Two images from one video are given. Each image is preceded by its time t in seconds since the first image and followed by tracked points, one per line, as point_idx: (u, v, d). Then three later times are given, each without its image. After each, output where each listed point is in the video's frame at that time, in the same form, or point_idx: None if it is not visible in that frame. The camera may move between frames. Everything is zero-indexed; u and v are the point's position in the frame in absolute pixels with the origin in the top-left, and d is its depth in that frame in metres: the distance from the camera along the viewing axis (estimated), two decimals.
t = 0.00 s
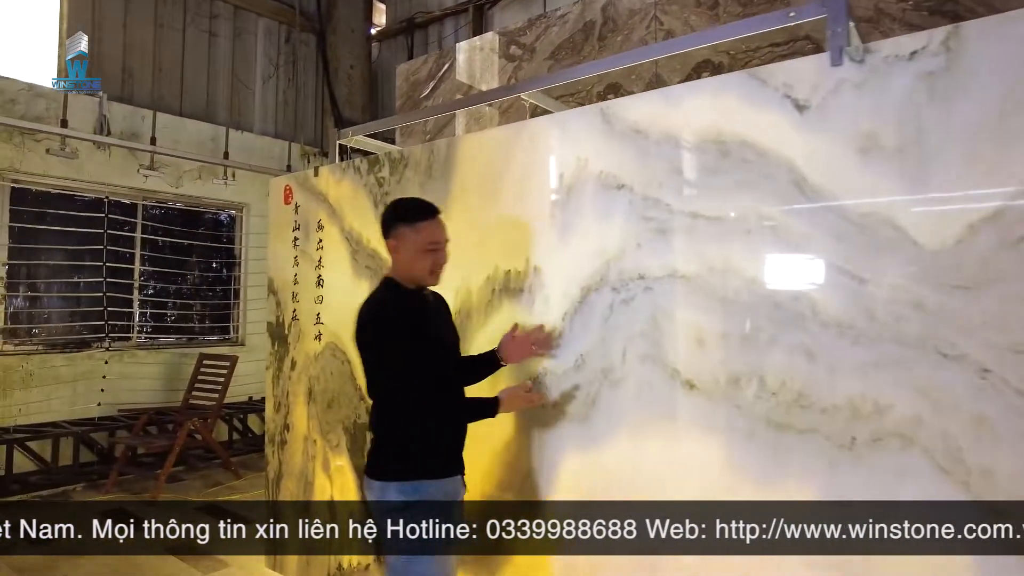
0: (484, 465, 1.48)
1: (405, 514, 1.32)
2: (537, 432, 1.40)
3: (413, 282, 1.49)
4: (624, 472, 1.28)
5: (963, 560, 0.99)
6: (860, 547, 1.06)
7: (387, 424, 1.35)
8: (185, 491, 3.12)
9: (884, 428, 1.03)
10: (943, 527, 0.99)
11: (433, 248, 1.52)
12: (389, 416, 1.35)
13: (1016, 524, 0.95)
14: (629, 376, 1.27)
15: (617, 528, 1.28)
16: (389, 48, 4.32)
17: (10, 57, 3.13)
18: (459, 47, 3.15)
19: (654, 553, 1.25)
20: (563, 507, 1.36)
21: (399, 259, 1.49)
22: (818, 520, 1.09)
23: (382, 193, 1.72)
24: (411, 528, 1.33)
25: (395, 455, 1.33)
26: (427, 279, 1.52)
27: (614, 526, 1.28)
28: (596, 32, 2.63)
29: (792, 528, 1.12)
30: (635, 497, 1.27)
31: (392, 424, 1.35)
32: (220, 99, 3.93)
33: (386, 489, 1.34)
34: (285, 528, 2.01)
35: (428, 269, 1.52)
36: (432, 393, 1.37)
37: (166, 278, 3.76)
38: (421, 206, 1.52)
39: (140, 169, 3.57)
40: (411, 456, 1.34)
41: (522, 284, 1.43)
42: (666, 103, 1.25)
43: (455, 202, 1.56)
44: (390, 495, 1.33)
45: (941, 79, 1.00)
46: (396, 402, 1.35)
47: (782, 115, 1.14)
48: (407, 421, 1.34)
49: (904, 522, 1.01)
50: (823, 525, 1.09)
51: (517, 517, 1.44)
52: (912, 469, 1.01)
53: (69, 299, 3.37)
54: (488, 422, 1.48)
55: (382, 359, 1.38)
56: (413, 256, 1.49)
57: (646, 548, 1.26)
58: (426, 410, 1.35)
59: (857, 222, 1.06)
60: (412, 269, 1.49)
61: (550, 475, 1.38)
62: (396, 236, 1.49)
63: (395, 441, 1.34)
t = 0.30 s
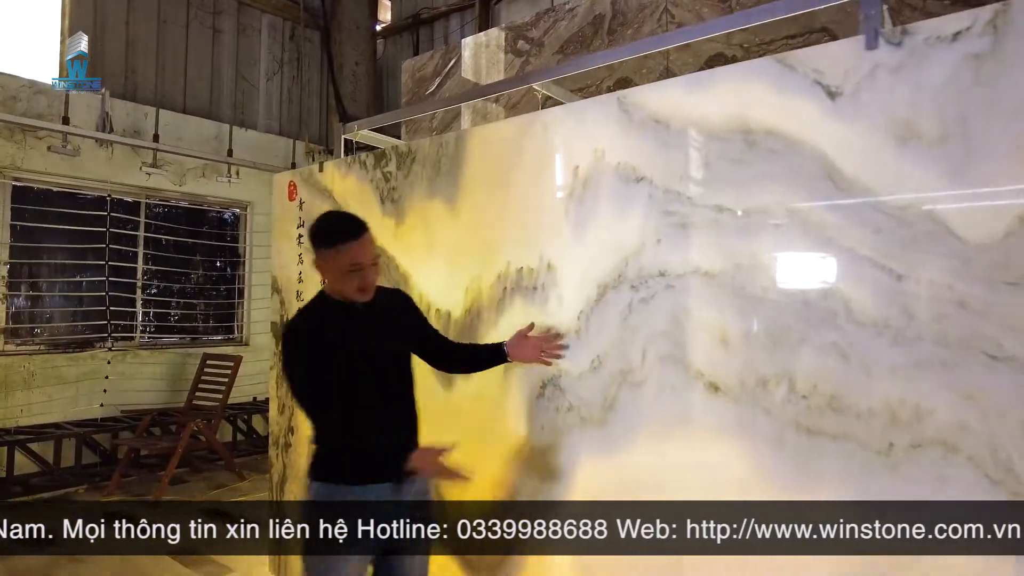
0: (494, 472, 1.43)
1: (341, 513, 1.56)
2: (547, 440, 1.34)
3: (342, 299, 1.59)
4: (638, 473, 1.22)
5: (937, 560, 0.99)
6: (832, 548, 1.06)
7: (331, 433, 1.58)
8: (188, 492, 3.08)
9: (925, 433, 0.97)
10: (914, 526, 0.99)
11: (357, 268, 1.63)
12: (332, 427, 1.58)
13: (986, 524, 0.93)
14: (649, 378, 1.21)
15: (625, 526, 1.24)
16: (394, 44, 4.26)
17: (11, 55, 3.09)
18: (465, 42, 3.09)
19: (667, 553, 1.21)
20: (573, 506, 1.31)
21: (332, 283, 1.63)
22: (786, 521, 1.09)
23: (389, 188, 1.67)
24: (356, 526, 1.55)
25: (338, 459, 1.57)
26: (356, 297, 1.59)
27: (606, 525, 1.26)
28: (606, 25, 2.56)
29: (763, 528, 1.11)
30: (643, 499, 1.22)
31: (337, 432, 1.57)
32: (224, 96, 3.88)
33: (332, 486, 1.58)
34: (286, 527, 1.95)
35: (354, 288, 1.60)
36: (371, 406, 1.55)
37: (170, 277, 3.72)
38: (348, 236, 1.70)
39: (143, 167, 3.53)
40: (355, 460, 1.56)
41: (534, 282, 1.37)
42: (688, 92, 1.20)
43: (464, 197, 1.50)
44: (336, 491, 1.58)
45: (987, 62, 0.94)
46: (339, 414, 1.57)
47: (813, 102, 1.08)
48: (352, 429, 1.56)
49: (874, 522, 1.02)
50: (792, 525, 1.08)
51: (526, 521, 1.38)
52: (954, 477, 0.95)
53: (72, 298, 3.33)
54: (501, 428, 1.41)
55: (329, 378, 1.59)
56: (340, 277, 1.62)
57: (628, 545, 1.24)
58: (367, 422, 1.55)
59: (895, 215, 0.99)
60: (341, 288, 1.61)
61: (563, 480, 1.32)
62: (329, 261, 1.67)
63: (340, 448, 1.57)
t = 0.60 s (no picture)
0: (506, 479, 1.35)
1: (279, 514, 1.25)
2: (562, 445, 1.26)
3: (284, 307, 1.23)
4: (659, 477, 1.15)
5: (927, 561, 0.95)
6: (803, 548, 1.03)
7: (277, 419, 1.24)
8: (193, 495, 3.03)
9: (977, 444, 0.89)
10: (885, 526, 0.97)
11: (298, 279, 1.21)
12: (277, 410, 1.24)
13: (956, 523, 0.90)
14: (672, 383, 1.14)
15: (639, 525, 1.17)
16: (401, 41, 4.18)
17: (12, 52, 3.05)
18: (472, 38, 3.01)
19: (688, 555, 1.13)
20: (593, 504, 1.22)
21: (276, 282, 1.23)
22: (758, 520, 1.06)
23: (396, 183, 1.60)
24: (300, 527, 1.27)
25: (285, 452, 1.24)
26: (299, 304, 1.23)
27: (618, 526, 1.19)
28: (617, 17, 2.48)
29: (733, 527, 1.09)
30: (659, 502, 1.15)
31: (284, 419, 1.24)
32: (228, 94, 3.83)
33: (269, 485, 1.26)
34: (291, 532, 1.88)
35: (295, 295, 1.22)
36: (335, 393, 1.26)
37: (175, 277, 3.66)
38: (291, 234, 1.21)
39: (147, 165, 3.48)
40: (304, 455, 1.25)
41: (549, 280, 1.29)
42: (713, 78, 1.12)
43: (475, 192, 1.43)
44: (274, 490, 1.26)
45: None
46: (292, 395, 1.23)
47: (850, 85, 1.00)
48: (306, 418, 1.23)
49: (845, 522, 0.99)
50: (763, 525, 1.06)
51: (539, 519, 1.30)
52: (1010, 493, 0.88)
53: (76, 298, 3.29)
54: (514, 431, 1.34)
55: (283, 351, 1.23)
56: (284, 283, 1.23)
57: (637, 545, 1.17)
58: (326, 410, 1.25)
59: (943, 207, 0.92)
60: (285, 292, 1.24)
61: (578, 487, 1.24)
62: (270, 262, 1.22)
63: (287, 439, 1.24)
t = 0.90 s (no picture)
0: (525, 486, 1.30)
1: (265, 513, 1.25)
2: (583, 453, 1.21)
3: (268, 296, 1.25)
4: (684, 480, 1.10)
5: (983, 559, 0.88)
6: (774, 548, 1.03)
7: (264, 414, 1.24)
8: (208, 495, 3.02)
9: None
10: (855, 527, 0.96)
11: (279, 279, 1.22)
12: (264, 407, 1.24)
13: (926, 523, 0.90)
14: (700, 387, 1.09)
15: (666, 524, 1.11)
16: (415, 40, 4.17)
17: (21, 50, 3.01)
18: (485, 36, 2.97)
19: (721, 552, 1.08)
20: (620, 504, 1.17)
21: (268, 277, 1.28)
22: (727, 520, 1.06)
23: (410, 180, 1.56)
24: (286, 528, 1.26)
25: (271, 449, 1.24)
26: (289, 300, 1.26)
27: (643, 525, 1.14)
28: (634, 11, 2.43)
29: (704, 528, 1.08)
30: (684, 503, 1.10)
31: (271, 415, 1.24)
32: (242, 93, 3.82)
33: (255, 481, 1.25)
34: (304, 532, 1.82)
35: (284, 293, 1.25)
36: (323, 389, 1.27)
37: (189, 277, 3.67)
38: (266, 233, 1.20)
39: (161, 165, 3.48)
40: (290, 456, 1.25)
41: (569, 280, 1.24)
42: (743, 68, 1.07)
43: (493, 189, 1.38)
44: (260, 487, 1.25)
45: None
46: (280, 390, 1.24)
47: (891, 72, 0.94)
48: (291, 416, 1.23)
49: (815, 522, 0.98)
50: (734, 525, 1.06)
51: (557, 521, 1.25)
52: None
53: (91, 299, 3.29)
54: (531, 437, 1.29)
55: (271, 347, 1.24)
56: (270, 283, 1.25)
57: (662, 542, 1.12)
58: (313, 407, 1.26)
59: (996, 200, 0.86)
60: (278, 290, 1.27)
61: (599, 495, 1.19)
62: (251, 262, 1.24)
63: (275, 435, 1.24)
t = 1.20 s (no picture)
0: (551, 486, 1.28)
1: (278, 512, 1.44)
2: (609, 456, 1.20)
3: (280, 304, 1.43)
4: (715, 483, 1.08)
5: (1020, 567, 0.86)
6: (742, 548, 1.06)
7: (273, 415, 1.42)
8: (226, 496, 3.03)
9: None
10: (826, 527, 0.99)
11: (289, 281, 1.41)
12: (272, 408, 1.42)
13: (897, 523, 0.92)
14: (730, 389, 1.06)
15: (696, 524, 1.09)
16: (431, 40, 4.23)
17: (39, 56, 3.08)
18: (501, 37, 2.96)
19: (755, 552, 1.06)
20: (648, 505, 1.15)
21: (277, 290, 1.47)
22: (698, 521, 1.09)
23: (431, 181, 1.55)
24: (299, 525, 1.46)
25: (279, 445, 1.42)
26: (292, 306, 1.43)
27: (615, 525, 1.19)
28: (653, 10, 2.41)
29: (675, 528, 1.11)
30: (715, 504, 1.07)
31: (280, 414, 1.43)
32: (259, 96, 3.85)
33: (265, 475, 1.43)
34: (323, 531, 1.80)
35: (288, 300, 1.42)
36: (324, 390, 1.46)
37: (207, 279, 3.69)
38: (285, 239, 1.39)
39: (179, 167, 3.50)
40: (295, 449, 1.43)
41: (593, 281, 1.22)
42: (772, 65, 1.05)
43: (515, 189, 1.37)
44: (271, 481, 1.43)
45: None
46: (286, 392, 1.42)
47: (928, 67, 0.92)
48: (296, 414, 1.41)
49: (785, 522, 1.01)
50: (705, 526, 1.08)
51: (585, 522, 1.23)
52: None
53: (111, 300, 3.33)
54: (555, 440, 1.27)
55: (275, 353, 1.42)
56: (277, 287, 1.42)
57: (693, 543, 1.10)
58: (316, 405, 1.44)
59: None
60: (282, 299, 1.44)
61: (626, 497, 1.17)
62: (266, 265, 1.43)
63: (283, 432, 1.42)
